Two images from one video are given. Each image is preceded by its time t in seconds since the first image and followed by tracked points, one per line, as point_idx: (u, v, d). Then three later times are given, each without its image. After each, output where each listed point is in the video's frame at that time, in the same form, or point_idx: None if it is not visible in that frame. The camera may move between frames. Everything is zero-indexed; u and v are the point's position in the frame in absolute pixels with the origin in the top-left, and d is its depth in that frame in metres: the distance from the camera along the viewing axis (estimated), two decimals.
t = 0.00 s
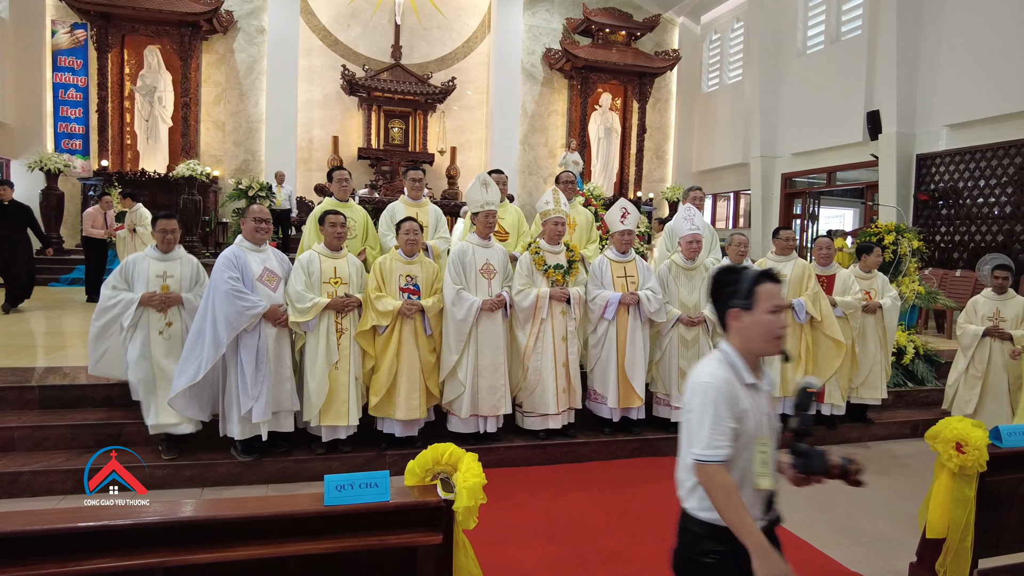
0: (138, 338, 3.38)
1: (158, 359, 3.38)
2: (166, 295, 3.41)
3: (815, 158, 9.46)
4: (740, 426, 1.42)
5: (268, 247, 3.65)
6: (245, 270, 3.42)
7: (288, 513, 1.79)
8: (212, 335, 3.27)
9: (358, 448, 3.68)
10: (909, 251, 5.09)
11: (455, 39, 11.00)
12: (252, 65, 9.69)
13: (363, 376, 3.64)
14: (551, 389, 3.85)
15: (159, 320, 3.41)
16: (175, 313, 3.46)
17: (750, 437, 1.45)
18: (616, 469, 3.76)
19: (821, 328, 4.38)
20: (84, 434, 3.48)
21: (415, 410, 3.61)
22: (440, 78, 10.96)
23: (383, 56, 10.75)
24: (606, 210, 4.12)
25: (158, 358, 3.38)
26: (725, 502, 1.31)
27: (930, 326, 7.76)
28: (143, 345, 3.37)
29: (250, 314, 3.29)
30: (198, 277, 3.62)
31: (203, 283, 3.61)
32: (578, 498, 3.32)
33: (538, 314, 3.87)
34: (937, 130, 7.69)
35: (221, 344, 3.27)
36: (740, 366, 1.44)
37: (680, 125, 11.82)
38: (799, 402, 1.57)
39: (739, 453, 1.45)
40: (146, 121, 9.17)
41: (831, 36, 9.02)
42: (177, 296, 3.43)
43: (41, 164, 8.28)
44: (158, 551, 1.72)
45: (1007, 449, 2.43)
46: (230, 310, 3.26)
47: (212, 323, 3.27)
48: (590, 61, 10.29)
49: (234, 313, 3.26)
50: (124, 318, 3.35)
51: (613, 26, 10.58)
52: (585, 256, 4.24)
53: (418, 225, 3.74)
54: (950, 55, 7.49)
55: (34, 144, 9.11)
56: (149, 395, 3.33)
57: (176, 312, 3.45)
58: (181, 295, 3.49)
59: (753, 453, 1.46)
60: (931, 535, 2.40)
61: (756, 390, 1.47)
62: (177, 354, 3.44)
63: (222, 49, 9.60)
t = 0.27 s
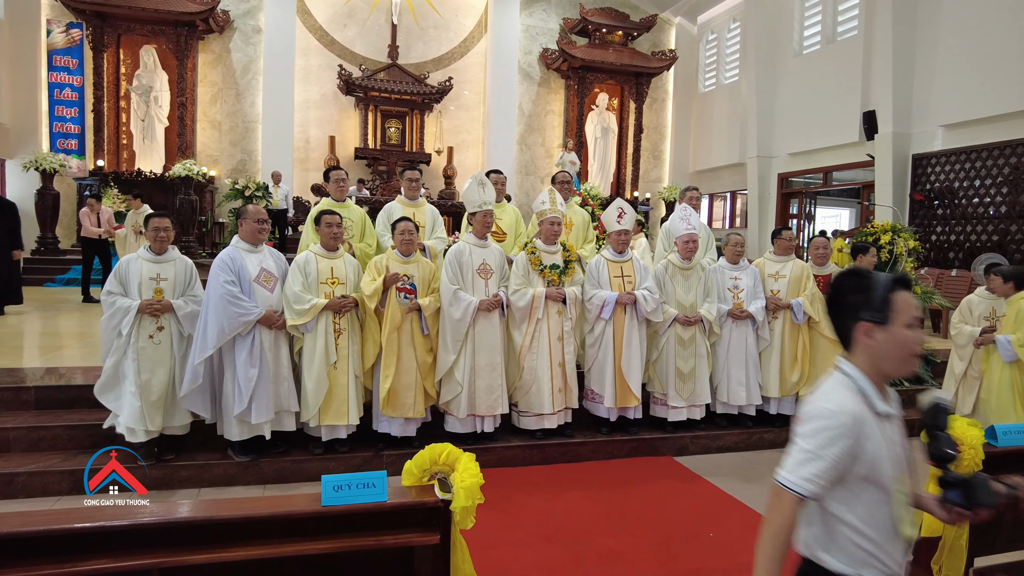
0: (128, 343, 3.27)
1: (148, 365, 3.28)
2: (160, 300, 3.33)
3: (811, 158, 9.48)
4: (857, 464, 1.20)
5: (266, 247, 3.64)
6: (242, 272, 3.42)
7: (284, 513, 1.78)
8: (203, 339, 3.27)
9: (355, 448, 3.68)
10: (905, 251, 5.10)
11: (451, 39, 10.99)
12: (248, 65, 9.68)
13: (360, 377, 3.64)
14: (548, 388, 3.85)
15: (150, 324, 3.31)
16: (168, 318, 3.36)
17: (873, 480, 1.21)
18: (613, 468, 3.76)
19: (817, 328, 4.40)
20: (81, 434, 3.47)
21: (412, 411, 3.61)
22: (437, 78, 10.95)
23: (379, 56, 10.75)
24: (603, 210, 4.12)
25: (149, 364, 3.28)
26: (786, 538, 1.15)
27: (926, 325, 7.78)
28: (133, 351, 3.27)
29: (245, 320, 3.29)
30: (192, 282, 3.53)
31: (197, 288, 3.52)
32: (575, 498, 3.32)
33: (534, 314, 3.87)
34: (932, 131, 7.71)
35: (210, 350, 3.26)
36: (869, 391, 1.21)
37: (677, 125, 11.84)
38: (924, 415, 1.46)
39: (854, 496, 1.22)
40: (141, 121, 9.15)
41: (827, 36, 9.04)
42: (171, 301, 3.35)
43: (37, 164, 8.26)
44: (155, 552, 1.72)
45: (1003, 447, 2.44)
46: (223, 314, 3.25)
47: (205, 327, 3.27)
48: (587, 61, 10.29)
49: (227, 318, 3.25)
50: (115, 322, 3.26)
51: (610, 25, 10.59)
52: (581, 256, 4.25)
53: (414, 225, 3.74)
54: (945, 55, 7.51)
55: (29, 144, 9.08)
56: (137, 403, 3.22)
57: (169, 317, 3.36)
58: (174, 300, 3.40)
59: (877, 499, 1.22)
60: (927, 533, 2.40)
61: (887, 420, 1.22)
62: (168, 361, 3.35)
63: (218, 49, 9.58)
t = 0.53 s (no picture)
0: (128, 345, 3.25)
1: (150, 366, 3.28)
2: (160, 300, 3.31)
3: (809, 158, 9.49)
4: None
5: (263, 248, 3.64)
6: (239, 273, 3.41)
7: (282, 513, 1.78)
8: (203, 339, 3.28)
9: (352, 448, 3.68)
10: (902, 251, 5.12)
11: (448, 39, 10.99)
12: (245, 65, 9.67)
13: (357, 377, 3.63)
14: (544, 389, 3.85)
15: (151, 325, 3.31)
16: (167, 319, 3.37)
17: None
18: (610, 468, 3.77)
19: (815, 328, 4.39)
20: (77, 435, 3.46)
21: (409, 411, 3.61)
22: (434, 78, 10.95)
23: (377, 56, 10.73)
24: (601, 210, 4.12)
25: (151, 365, 3.28)
26: None
27: (922, 325, 7.80)
28: (134, 352, 3.25)
29: (243, 320, 3.28)
30: (187, 282, 3.53)
31: (192, 288, 3.52)
32: (572, 498, 3.32)
33: (531, 314, 3.87)
34: (928, 131, 7.74)
35: (209, 350, 3.27)
36: None
37: (674, 125, 11.86)
38: None
39: None
40: (138, 120, 9.14)
41: (824, 37, 9.06)
42: (171, 301, 3.35)
43: (33, 164, 8.23)
44: (152, 553, 1.71)
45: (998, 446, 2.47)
46: (222, 315, 3.25)
47: (205, 328, 3.28)
48: (584, 61, 10.30)
49: (225, 319, 3.25)
50: (113, 324, 3.21)
51: (607, 26, 10.59)
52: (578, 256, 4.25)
53: (410, 225, 3.73)
54: (941, 55, 7.54)
55: (24, 144, 9.05)
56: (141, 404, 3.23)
57: (168, 318, 3.37)
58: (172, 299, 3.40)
59: None
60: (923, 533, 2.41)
61: None
62: (169, 361, 3.35)
63: (215, 48, 9.57)
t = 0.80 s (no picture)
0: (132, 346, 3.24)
1: (153, 367, 3.27)
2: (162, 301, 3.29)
3: (805, 158, 9.51)
4: None
5: (259, 248, 3.63)
6: (237, 274, 3.40)
7: (279, 514, 1.77)
8: (202, 341, 3.27)
9: (349, 448, 3.67)
10: (898, 251, 5.14)
11: (445, 38, 10.98)
12: (242, 65, 9.66)
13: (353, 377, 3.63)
14: (541, 389, 3.86)
15: (154, 325, 3.28)
16: (170, 319, 3.34)
17: None
18: (607, 468, 3.77)
19: (812, 328, 4.40)
20: (73, 436, 3.45)
21: (406, 412, 3.61)
22: (431, 78, 10.94)
23: (373, 55, 10.73)
24: (597, 210, 4.13)
25: (154, 366, 3.27)
26: None
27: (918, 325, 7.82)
28: (137, 353, 3.24)
29: (241, 321, 3.27)
30: (190, 283, 3.52)
31: (195, 289, 3.51)
32: (570, 497, 3.32)
33: (527, 314, 3.87)
34: (925, 130, 7.76)
35: (208, 351, 3.27)
36: None
37: (670, 125, 11.87)
38: None
39: None
40: (134, 120, 9.11)
41: (820, 37, 9.08)
42: (173, 301, 3.33)
43: (28, 164, 8.20)
44: (149, 553, 1.70)
45: (993, 446, 2.46)
46: (220, 316, 3.24)
47: (203, 329, 3.27)
48: (581, 61, 10.31)
49: (223, 320, 3.24)
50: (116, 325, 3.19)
51: (604, 26, 10.60)
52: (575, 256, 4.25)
53: (407, 226, 3.73)
54: (937, 56, 7.56)
55: (20, 144, 9.02)
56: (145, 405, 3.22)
57: (171, 318, 3.34)
58: (175, 300, 3.39)
59: None
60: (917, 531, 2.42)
61: None
62: (172, 360, 3.34)
63: (211, 48, 9.55)
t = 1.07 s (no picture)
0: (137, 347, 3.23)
1: (158, 368, 3.24)
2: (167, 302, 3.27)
3: (802, 158, 9.53)
4: None
5: (256, 248, 3.62)
6: (234, 273, 3.39)
7: (275, 514, 1.77)
8: (199, 339, 3.27)
9: (346, 449, 3.67)
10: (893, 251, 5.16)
11: (442, 38, 10.98)
12: (238, 64, 9.63)
13: (350, 377, 3.63)
14: (539, 389, 3.86)
15: (158, 327, 3.27)
16: (175, 321, 3.32)
17: None
18: (603, 468, 3.77)
19: (807, 328, 4.42)
20: (69, 436, 3.44)
21: (404, 412, 3.61)
22: (428, 78, 10.94)
23: (370, 55, 10.71)
24: (594, 210, 4.14)
25: (159, 367, 3.25)
26: None
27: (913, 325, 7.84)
28: (142, 354, 3.22)
29: (238, 321, 3.27)
30: (194, 284, 3.51)
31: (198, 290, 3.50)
32: (567, 497, 3.33)
33: (524, 314, 3.88)
34: (920, 131, 7.78)
35: (204, 350, 3.27)
36: None
37: (667, 125, 11.88)
38: None
39: None
40: (130, 120, 9.09)
41: (816, 37, 9.10)
42: (177, 303, 3.31)
43: (24, 164, 8.18)
44: (145, 555, 1.69)
45: (987, 444, 2.45)
46: (217, 316, 3.24)
47: (200, 327, 3.27)
48: (578, 61, 10.31)
49: (220, 319, 3.24)
50: (121, 326, 3.19)
51: (601, 26, 10.61)
52: (572, 256, 4.25)
53: (404, 226, 3.73)
54: (933, 56, 7.58)
55: (15, 144, 8.99)
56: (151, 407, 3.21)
57: (175, 319, 3.32)
58: (179, 302, 3.37)
59: None
60: (911, 529, 2.44)
61: None
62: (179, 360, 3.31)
63: (208, 48, 9.53)
